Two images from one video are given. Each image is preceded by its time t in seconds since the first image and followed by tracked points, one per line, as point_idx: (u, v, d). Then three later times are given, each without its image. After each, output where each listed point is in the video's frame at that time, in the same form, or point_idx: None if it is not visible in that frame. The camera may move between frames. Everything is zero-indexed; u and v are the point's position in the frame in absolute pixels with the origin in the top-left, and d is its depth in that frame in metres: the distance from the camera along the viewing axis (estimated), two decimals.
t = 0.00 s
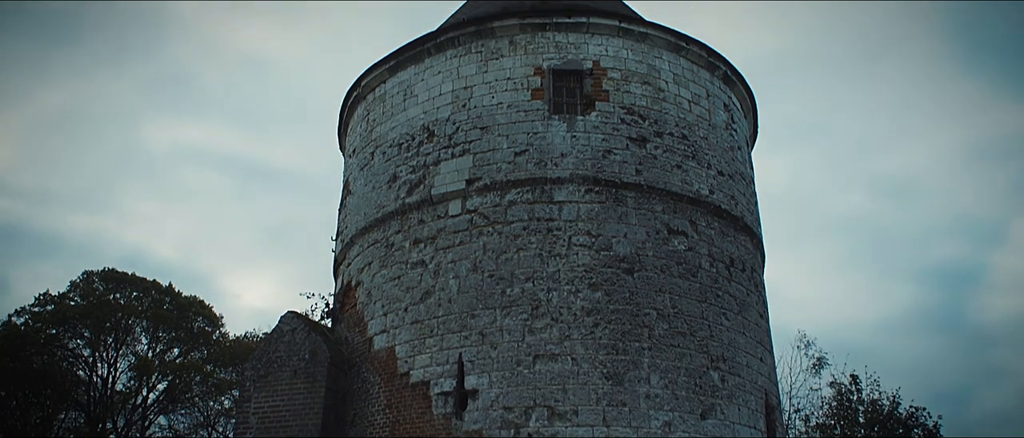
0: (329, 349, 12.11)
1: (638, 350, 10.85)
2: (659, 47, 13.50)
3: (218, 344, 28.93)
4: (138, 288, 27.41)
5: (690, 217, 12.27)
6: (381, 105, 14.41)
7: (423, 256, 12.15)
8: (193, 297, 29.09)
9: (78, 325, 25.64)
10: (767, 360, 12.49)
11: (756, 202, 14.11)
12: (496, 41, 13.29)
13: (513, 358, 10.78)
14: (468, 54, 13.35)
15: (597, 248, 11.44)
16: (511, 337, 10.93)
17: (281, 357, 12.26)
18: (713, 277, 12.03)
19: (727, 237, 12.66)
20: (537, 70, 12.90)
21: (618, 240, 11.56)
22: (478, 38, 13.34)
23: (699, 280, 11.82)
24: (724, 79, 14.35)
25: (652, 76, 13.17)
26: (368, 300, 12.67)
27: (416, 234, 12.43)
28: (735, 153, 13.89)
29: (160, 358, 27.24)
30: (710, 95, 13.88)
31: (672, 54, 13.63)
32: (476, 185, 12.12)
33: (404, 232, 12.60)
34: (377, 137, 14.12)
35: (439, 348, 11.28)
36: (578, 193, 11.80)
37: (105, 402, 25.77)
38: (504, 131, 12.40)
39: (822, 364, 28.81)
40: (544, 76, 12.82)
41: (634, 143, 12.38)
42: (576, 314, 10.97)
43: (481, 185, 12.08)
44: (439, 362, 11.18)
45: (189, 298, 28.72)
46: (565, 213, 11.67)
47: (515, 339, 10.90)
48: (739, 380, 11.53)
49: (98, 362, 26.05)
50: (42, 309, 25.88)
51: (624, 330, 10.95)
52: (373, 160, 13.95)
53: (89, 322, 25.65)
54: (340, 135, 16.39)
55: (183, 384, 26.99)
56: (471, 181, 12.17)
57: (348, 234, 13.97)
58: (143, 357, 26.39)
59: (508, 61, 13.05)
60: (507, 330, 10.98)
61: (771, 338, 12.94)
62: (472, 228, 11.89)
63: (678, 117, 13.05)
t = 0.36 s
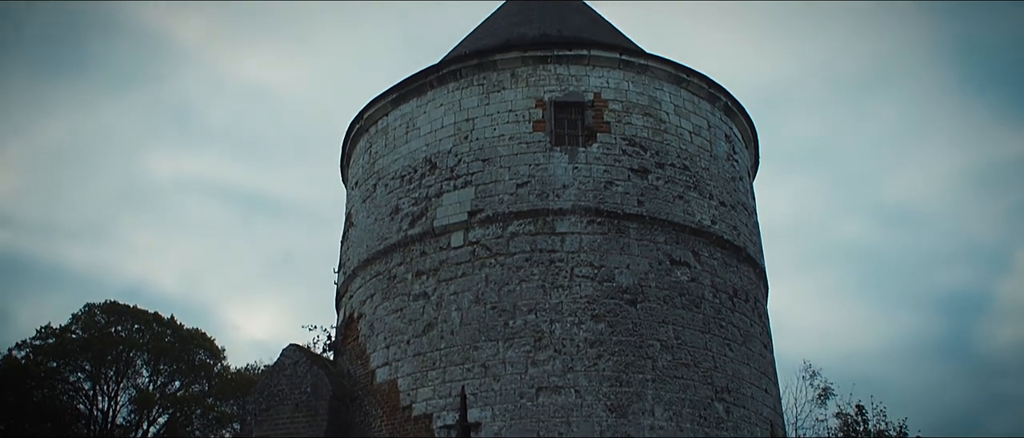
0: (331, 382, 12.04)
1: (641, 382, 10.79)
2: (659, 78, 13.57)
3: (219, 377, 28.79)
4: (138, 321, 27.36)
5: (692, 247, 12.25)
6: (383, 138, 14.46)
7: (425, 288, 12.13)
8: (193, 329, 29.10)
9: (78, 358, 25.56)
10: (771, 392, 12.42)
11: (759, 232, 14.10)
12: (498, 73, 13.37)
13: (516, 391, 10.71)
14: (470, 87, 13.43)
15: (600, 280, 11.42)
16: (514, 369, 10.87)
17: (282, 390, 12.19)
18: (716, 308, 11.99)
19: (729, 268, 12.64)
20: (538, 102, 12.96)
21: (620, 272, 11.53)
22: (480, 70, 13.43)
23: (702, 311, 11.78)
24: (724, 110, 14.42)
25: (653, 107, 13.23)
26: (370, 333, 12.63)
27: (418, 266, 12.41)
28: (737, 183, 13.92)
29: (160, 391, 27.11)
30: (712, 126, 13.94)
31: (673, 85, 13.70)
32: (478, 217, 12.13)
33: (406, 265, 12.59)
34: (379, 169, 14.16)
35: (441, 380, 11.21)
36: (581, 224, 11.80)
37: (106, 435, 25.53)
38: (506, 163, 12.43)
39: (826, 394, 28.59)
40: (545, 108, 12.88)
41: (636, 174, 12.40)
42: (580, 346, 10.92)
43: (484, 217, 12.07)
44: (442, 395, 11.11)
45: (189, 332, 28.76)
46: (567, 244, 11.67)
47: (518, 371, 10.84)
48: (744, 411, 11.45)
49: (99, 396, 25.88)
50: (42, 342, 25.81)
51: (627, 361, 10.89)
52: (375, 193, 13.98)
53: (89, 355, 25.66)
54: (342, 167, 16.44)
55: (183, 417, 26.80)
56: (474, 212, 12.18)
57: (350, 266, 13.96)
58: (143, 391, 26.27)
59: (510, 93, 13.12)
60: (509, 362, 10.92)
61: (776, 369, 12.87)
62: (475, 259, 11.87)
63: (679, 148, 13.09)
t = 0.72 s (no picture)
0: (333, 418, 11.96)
1: (646, 417, 10.71)
2: (660, 112, 13.65)
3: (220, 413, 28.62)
4: (141, 357, 27.76)
5: (695, 280, 12.23)
6: (385, 173, 14.52)
7: (427, 323, 12.09)
8: (194, 364, 29.19)
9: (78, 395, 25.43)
10: (777, 425, 12.32)
11: (762, 264, 14.08)
12: (499, 108, 13.45)
13: (520, 426, 10.63)
14: (472, 122, 13.50)
15: (603, 313, 11.38)
16: (517, 404, 10.79)
17: (284, 427, 12.10)
18: (720, 340, 11.93)
19: (733, 300, 12.60)
20: (540, 137, 13.02)
21: (623, 305, 11.50)
22: (482, 105, 13.51)
23: (706, 344, 11.72)
24: (725, 142, 14.47)
25: (654, 141, 13.29)
26: (373, 368, 12.57)
27: (421, 301, 12.39)
28: (739, 215, 13.93)
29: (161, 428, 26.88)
30: (713, 158, 13.99)
31: (674, 118, 13.77)
32: (481, 251, 12.12)
33: (409, 299, 12.58)
34: (382, 204, 14.20)
35: (445, 416, 11.13)
36: (583, 258, 11.80)
37: None
38: (508, 197, 12.46)
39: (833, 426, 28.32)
40: (547, 142, 12.94)
41: (638, 207, 12.42)
42: (583, 380, 10.85)
43: (486, 251, 12.07)
44: (445, 431, 11.03)
45: (191, 368, 28.97)
46: (570, 278, 11.65)
47: (521, 406, 10.76)
48: None
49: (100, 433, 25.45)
50: (43, 379, 25.75)
51: (631, 395, 10.82)
52: (377, 227, 14.00)
53: (91, 392, 25.52)
54: (345, 202, 16.49)
55: None
56: (476, 247, 12.18)
57: (353, 301, 13.94)
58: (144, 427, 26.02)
59: (512, 128, 13.19)
60: (513, 397, 10.85)
61: (781, 402, 12.78)
62: (478, 294, 11.85)
63: (680, 181, 13.12)
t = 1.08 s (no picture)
0: None
1: None
2: (662, 144, 13.70)
3: None
4: (144, 392, 27.44)
5: (700, 313, 12.18)
6: (388, 206, 14.55)
7: (430, 357, 12.04)
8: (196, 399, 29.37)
9: (79, 430, 25.18)
10: None
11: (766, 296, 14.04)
12: (502, 141, 13.52)
13: None
14: (475, 155, 13.57)
15: (607, 346, 11.33)
16: None
17: None
18: (726, 373, 11.86)
19: (738, 332, 12.55)
20: (543, 170, 13.07)
21: (627, 338, 11.45)
22: (484, 139, 13.58)
23: (712, 376, 11.65)
24: (728, 174, 14.51)
25: (657, 173, 13.33)
26: (376, 403, 12.50)
27: (424, 334, 12.35)
28: (743, 247, 13.91)
29: None
30: (715, 190, 14.01)
31: (676, 151, 13.81)
32: (484, 284, 12.10)
33: (412, 333, 12.54)
34: (385, 238, 14.21)
35: None
36: (587, 290, 11.77)
37: None
38: (511, 230, 12.47)
39: None
40: (550, 175, 12.98)
41: (642, 239, 12.42)
42: (588, 414, 10.78)
43: (489, 284, 12.06)
44: None
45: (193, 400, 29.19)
46: (574, 311, 11.61)
47: None
48: None
49: None
50: (45, 415, 25.49)
51: (637, 429, 10.73)
52: (380, 261, 14.00)
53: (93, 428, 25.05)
54: (348, 236, 16.50)
55: None
56: (479, 280, 12.16)
57: (356, 335, 13.89)
58: None
59: (514, 161, 13.24)
60: (517, 431, 10.76)
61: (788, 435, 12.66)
62: (481, 327, 11.81)
63: (683, 213, 13.13)
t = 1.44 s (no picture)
0: None
1: None
2: (666, 168, 13.73)
3: None
4: (149, 418, 27.45)
5: (705, 337, 12.14)
6: (392, 231, 14.57)
7: (434, 382, 11.99)
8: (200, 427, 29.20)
9: None
10: None
11: (772, 320, 13.98)
12: (505, 166, 13.56)
13: None
14: (478, 180, 13.60)
15: (612, 371, 11.29)
16: None
17: None
18: (731, 397, 11.79)
19: (743, 357, 12.49)
20: (546, 194, 13.09)
21: (632, 362, 11.40)
22: (488, 164, 13.63)
23: (717, 401, 11.58)
24: (731, 198, 14.51)
25: (660, 197, 13.34)
26: (380, 428, 12.43)
27: (428, 359, 12.32)
28: (748, 271, 13.88)
29: None
30: (719, 214, 14.01)
31: (679, 174, 13.83)
32: (488, 309, 12.08)
33: (416, 358, 12.50)
34: (389, 262, 14.22)
35: None
36: (591, 315, 11.75)
37: None
38: (515, 254, 12.48)
39: None
40: (553, 199, 13.00)
41: (646, 263, 12.40)
42: None
43: (493, 309, 12.04)
44: None
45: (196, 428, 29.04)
46: (578, 335, 11.58)
47: None
48: None
49: None
50: None
51: None
52: (384, 286, 13.99)
53: None
54: (352, 261, 16.51)
55: None
56: (483, 305, 12.15)
57: (360, 361, 13.85)
58: None
59: (518, 185, 13.27)
60: None
61: None
62: (485, 352, 11.77)
63: (687, 236, 13.12)
